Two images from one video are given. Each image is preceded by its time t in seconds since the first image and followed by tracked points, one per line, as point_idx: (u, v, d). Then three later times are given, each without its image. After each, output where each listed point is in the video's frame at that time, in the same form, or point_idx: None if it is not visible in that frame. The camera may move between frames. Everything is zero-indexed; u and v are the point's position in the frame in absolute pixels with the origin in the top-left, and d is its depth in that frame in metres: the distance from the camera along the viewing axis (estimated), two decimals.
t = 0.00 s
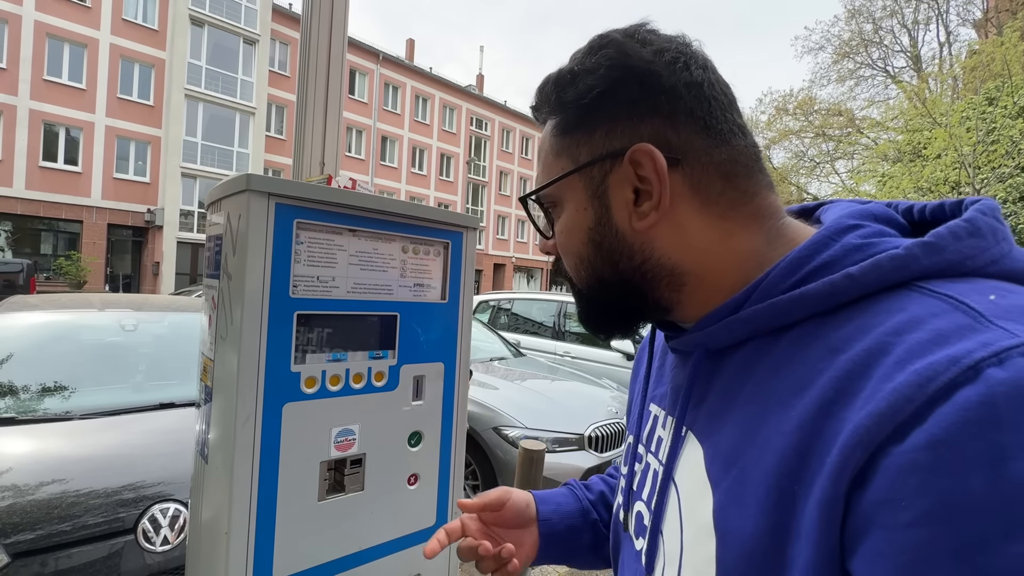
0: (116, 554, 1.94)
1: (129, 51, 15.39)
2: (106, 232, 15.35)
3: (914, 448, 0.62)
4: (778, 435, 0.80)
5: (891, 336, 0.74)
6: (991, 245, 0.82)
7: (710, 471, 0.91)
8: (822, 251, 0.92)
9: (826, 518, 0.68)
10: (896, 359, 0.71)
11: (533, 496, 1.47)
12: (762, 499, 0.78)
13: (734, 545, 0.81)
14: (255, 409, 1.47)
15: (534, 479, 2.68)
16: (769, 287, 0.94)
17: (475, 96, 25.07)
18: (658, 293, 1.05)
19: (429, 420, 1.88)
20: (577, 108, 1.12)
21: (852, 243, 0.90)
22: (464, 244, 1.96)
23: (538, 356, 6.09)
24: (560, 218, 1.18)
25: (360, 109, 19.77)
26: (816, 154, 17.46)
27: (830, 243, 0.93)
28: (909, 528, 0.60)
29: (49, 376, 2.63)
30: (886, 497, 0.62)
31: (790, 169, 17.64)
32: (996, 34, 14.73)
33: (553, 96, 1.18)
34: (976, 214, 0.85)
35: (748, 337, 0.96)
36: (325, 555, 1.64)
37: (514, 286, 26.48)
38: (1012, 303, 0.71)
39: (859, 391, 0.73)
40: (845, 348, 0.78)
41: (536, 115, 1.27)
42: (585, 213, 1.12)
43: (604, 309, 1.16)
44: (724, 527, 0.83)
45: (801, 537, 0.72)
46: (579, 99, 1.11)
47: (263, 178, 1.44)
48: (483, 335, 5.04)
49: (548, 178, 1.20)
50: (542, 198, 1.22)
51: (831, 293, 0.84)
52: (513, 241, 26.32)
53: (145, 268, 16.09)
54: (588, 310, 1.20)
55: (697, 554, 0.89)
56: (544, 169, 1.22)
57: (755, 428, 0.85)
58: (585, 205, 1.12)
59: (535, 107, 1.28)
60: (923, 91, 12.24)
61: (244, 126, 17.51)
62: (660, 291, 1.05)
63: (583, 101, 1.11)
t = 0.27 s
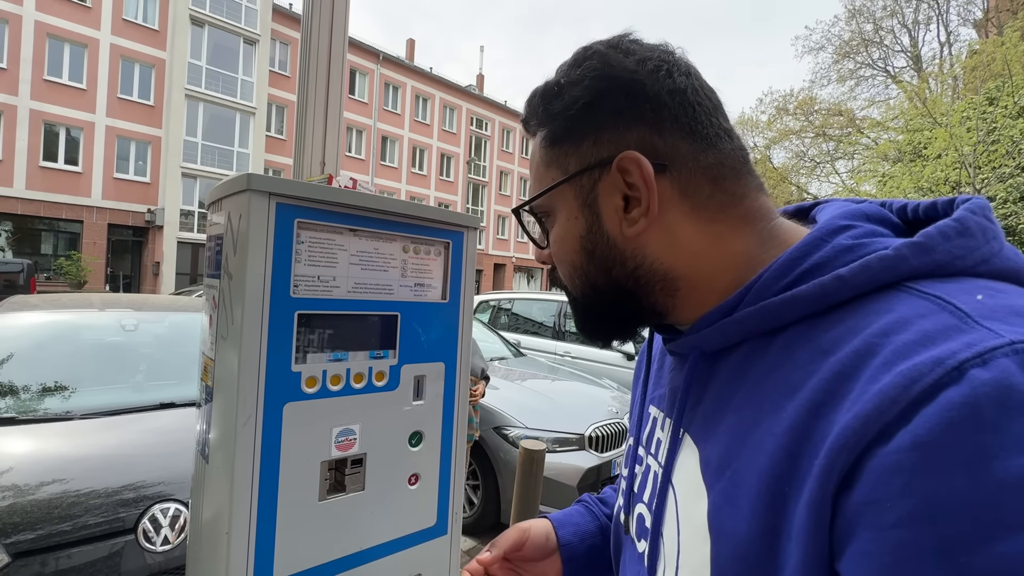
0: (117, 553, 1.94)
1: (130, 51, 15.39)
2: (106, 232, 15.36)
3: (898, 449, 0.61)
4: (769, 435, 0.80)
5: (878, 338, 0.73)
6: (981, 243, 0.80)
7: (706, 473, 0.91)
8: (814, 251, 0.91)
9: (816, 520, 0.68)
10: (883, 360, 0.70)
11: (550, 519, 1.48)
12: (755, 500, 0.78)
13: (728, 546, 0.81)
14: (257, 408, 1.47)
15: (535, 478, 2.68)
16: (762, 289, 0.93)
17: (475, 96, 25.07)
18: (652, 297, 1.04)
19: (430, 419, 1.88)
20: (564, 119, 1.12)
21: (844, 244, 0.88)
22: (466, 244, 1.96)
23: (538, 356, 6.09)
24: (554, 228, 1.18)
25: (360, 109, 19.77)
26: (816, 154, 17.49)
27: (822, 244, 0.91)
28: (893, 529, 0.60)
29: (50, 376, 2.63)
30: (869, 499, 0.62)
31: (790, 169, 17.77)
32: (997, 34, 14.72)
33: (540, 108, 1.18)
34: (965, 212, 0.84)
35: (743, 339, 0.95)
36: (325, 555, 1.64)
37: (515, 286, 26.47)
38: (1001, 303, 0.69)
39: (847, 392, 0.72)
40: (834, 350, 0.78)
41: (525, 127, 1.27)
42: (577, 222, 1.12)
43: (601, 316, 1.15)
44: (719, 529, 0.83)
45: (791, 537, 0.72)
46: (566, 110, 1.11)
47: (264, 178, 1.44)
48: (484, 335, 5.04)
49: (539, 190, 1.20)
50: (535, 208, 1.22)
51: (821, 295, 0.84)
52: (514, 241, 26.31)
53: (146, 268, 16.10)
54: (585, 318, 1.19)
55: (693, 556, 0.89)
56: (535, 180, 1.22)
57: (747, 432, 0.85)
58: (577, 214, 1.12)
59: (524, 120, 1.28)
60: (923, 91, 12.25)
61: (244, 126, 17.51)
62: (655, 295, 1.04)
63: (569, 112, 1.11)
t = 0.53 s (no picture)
0: (117, 554, 1.95)
1: (130, 51, 15.32)
2: (106, 232, 15.37)
3: (896, 453, 0.61)
4: (768, 439, 0.80)
5: (877, 340, 0.73)
6: (979, 245, 0.80)
7: (705, 477, 0.91)
8: (811, 255, 0.91)
9: (815, 522, 0.68)
10: (880, 364, 0.70)
11: (550, 518, 1.48)
12: (753, 503, 0.78)
13: (728, 549, 0.81)
14: (257, 410, 1.47)
15: (535, 479, 2.68)
16: (760, 292, 0.93)
17: (475, 96, 25.07)
18: (650, 302, 1.04)
19: (430, 419, 1.88)
20: (556, 127, 1.13)
21: (840, 246, 0.88)
22: (466, 244, 1.96)
23: (538, 356, 6.10)
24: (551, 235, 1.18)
25: (360, 109, 19.77)
26: (816, 154, 17.52)
27: (821, 245, 0.91)
28: (890, 533, 0.60)
29: (50, 376, 2.63)
30: (867, 503, 0.62)
31: (790, 169, 17.79)
32: (997, 34, 14.73)
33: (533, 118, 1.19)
34: (963, 213, 0.83)
35: (743, 341, 0.95)
36: (326, 556, 1.64)
37: (515, 286, 26.47)
38: (998, 306, 0.69)
39: (846, 395, 0.72)
40: (834, 352, 0.77)
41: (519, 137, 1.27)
42: (574, 228, 1.12)
43: (600, 321, 1.15)
44: (718, 531, 0.84)
45: (792, 540, 0.72)
46: (557, 118, 1.12)
47: (264, 178, 1.44)
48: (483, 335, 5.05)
49: (535, 197, 1.20)
50: (531, 215, 1.22)
51: (820, 297, 0.84)
52: (514, 241, 26.31)
53: (145, 267, 16.11)
54: (584, 324, 1.19)
55: (693, 559, 0.89)
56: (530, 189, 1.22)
57: (746, 433, 0.85)
58: (572, 220, 1.12)
59: (518, 129, 1.28)
60: (923, 91, 12.24)
61: (244, 126, 17.49)
62: (652, 300, 1.04)
63: (561, 120, 1.12)
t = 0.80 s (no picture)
0: (117, 554, 1.96)
1: (129, 52, 15.35)
2: (105, 233, 15.36)
3: (893, 455, 0.62)
4: (768, 441, 0.80)
5: (875, 343, 0.74)
6: (975, 247, 0.81)
7: (706, 479, 0.91)
8: (807, 257, 0.91)
9: (813, 523, 0.68)
10: (878, 367, 0.70)
11: (551, 520, 1.49)
12: (753, 504, 0.79)
13: (728, 550, 0.82)
14: (257, 412, 1.47)
15: (535, 479, 2.68)
16: (758, 294, 0.93)
17: (474, 96, 25.08)
18: (649, 304, 1.05)
19: (431, 420, 1.88)
20: (552, 132, 1.13)
21: (838, 248, 0.89)
22: (466, 244, 1.96)
23: (538, 356, 6.11)
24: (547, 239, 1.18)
25: (360, 110, 19.79)
26: (815, 155, 17.51)
27: (818, 248, 0.92)
28: (888, 535, 0.60)
29: (49, 376, 2.63)
30: (866, 505, 0.63)
31: (789, 170, 17.81)
32: (995, 35, 14.75)
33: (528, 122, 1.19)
34: (959, 214, 0.84)
35: (741, 343, 0.95)
36: (326, 557, 1.64)
37: (514, 286, 26.47)
38: (994, 308, 0.70)
39: (844, 397, 0.72)
40: (832, 354, 0.78)
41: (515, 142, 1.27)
42: (571, 231, 1.12)
43: (599, 324, 1.15)
44: (719, 533, 0.84)
45: (791, 541, 0.73)
46: (553, 122, 1.12)
47: (264, 178, 1.44)
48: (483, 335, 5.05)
49: (531, 202, 1.20)
50: (528, 220, 1.22)
51: (817, 299, 0.84)
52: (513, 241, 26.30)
53: (144, 268, 16.10)
54: (582, 327, 1.19)
55: (693, 560, 0.90)
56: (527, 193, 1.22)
57: (747, 435, 0.85)
58: (569, 223, 1.12)
59: (512, 134, 1.28)
60: (922, 92, 12.25)
61: (244, 126, 17.49)
62: (651, 302, 1.04)
63: (557, 124, 1.12)
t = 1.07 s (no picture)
0: (115, 556, 1.96)
1: (127, 52, 15.35)
2: (104, 234, 15.34)
3: (885, 457, 0.62)
4: (765, 442, 0.80)
5: (870, 344, 0.74)
6: (969, 249, 0.81)
7: (704, 479, 0.92)
8: (804, 259, 0.92)
9: (809, 523, 0.69)
10: (872, 368, 0.71)
11: (551, 522, 1.49)
12: (751, 505, 0.79)
13: (726, 551, 0.82)
14: (256, 413, 1.47)
15: (534, 479, 2.67)
16: (755, 296, 0.94)
17: (473, 97, 25.09)
18: (646, 306, 1.05)
19: (429, 421, 1.88)
20: (549, 135, 1.14)
21: (833, 250, 0.89)
22: (464, 246, 1.97)
23: (537, 357, 6.11)
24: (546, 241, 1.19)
25: (358, 111, 19.81)
26: (814, 155, 17.53)
27: (814, 249, 0.92)
28: (882, 535, 0.61)
29: (47, 377, 2.63)
30: (861, 504, 0.63)
31: (787, 170, 17.84)
32: (992, 36, 14.79)
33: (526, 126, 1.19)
34: (951, 217, 0.84)
35: (739, 345, 0.96)
36: (326, 558, 1.64)
37: (513, 287, 26.47)
38: (987, 310, 0.70)
39: (840, 398, 0.73)
40: (828, 356, 0.78)
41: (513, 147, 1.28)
42: (568, 234, 1.13)
43: (597, 326, 1.15)
44: (716, 533, 0.85)
45: (788, 541, 0.73)
46: (550, 126, 1.13)
47: (262, 180, 1.44)
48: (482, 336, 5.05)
49: (530, 204, 1.20)
50: (527, 223, 1.23)
51: (813, 301, 0.85)
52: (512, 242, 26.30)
53: (143, 269, 16.09)
54: (581, 329, 1.20)
55: (692, 560, 0.90)
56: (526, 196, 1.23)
57: (744, 435, 0.86)
58: (567, 226, 1.13)
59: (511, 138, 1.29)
60: (920, 92, 12.27)
61: (242, 127, 17.48)
62: (649, 304, 1.05)
63: (554, 129, 1.12)
